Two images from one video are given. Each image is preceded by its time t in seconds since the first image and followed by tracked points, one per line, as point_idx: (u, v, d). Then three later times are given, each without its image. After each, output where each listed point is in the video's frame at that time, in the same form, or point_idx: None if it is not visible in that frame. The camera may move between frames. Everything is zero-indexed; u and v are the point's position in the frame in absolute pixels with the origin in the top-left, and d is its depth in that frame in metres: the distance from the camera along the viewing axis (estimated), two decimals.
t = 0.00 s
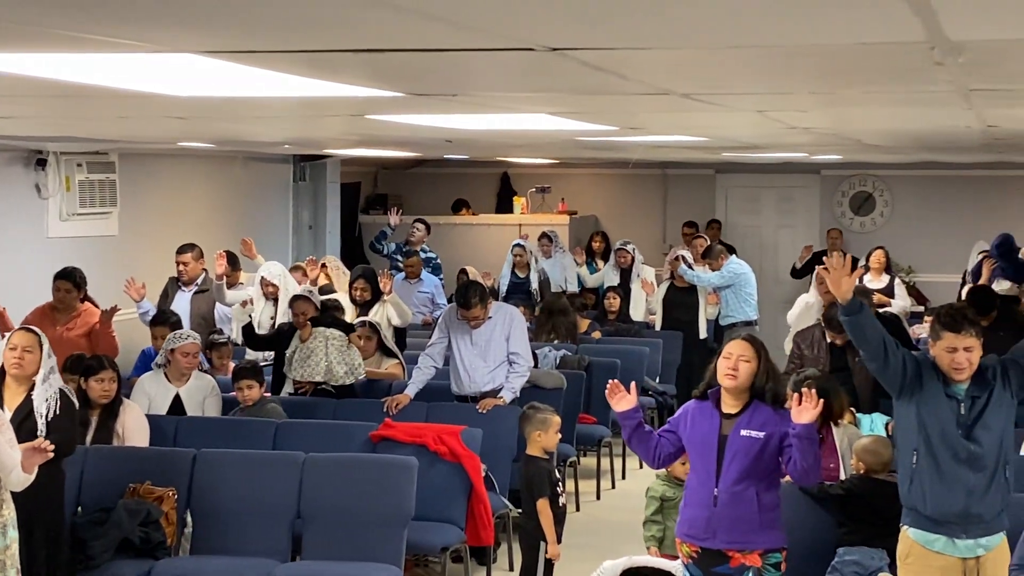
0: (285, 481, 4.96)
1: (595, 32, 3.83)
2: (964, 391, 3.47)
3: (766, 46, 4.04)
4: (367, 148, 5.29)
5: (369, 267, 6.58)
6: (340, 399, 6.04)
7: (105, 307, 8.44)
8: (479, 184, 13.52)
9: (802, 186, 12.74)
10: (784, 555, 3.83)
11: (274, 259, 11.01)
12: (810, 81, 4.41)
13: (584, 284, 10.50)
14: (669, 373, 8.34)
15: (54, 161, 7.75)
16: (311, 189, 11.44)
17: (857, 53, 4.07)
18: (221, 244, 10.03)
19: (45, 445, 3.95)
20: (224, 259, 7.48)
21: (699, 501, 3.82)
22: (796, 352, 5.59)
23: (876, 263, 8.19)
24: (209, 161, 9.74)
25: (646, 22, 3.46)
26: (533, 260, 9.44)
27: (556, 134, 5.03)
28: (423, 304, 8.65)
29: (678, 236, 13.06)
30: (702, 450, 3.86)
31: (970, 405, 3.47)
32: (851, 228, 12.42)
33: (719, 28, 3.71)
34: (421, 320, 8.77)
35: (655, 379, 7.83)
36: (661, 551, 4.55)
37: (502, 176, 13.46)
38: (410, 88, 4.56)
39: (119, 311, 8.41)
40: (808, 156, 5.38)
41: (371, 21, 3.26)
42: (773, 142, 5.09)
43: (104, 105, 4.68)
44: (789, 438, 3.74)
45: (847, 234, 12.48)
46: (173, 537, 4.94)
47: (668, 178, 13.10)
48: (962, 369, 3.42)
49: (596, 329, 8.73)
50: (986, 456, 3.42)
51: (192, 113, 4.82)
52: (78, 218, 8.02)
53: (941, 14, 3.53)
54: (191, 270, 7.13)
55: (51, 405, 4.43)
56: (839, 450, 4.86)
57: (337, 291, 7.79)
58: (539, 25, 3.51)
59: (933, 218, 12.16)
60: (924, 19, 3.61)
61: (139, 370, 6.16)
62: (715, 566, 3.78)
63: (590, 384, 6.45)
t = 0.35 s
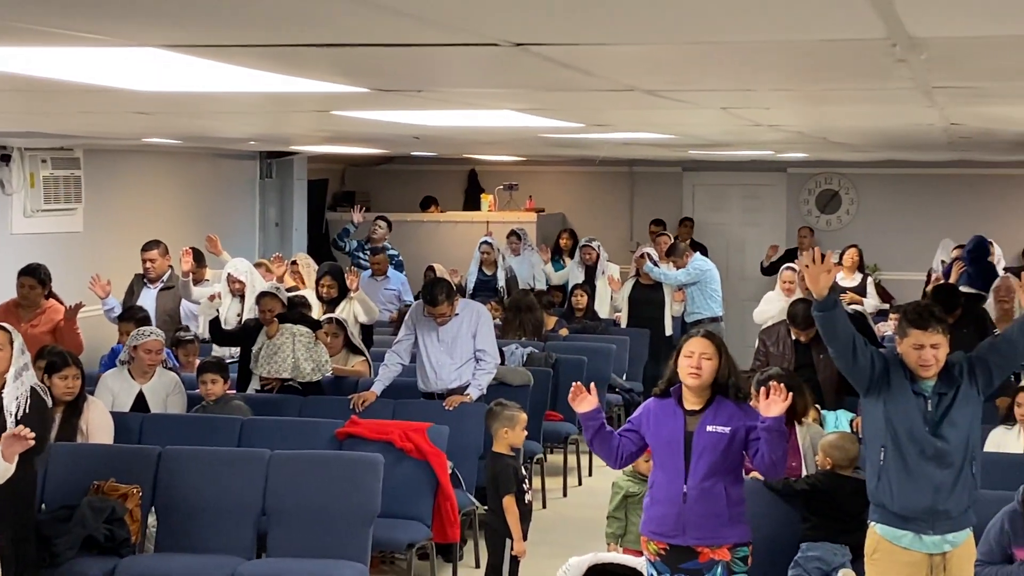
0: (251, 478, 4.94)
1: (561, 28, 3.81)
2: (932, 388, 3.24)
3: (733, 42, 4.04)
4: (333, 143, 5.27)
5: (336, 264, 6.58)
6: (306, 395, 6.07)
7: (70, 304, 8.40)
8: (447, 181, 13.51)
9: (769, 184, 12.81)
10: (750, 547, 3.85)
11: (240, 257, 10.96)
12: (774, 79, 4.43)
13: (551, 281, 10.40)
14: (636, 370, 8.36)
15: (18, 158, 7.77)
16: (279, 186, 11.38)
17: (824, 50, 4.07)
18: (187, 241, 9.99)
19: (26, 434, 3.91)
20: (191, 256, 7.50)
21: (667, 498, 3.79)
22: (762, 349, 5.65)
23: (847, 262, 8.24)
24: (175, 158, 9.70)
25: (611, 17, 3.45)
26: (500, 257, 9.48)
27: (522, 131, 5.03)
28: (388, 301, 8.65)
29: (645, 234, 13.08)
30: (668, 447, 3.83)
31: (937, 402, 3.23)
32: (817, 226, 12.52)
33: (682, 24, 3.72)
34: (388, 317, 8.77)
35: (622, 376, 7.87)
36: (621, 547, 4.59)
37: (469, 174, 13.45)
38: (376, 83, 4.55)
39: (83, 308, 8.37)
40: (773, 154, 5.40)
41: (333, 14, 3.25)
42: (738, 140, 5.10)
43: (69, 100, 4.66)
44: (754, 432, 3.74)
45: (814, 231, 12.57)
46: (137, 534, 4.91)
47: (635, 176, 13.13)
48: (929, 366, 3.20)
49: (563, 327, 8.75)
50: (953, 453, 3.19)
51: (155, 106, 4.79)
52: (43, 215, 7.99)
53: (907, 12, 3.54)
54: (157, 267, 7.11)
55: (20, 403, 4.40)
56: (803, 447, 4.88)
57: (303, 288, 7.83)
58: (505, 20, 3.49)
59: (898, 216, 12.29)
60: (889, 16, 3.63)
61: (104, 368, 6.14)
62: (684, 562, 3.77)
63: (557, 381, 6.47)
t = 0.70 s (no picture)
0: (219, 477, 4.93)
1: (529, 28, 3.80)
2: (890, 386, 3.37)
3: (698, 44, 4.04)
4: (302, 141, 5.26)
5: (304, 261, 6.58)
6: (283, 393, 6.07)
7: (36, 302, 8.36)
8: (417, 179, 13.50)
9: (738, 183, 12.86)
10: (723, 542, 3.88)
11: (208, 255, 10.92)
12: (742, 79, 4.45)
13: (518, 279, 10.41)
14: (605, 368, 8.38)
15: None
16: (248, 184, 11.26)
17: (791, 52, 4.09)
18: (154, 239, 9.94)
19: None
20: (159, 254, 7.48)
21: (643, 497, 3.79)
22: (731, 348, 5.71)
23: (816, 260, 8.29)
24: (143, 155, 9.66)
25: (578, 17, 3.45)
26: (467, 255, 9.49)
27: (490, 129, 5.03)
28: (357, 299, 8.64)
29: (614, 233, 13.10)
30: (643, 446, 3.82)
31: (896, 400, 3.36)
32: (784, 225, 12.57)
33: (649, 24, 3.73)
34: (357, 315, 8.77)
35: (591, 374, 7.88)
36: (591, 544, 4.57)
37: (439, 172, 13.44)
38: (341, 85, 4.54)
39: (49, 305, 8.33)
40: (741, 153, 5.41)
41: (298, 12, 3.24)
42: (706, 140, 5.12)
43: (34, 97, 4.64)
44: (727, 427, 3.77)
45: (782, 230, 12.62)
46: (103, 533, 4.90)
47: (605, 175, 13.14)
48: (887, 364, 3.32)
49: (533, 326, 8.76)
50: (911, 450, 3.31)
51: (122, 102, 4.77)
52: (10, 212, 7.95)
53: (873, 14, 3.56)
54: (125, 263, 7.12)
55: None
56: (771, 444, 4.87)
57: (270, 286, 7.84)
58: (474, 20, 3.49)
59: (865, 214, 12.38)
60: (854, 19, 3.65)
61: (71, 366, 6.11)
62: (661, 560, 3.76)
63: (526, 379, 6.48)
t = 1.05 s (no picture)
0: (185, 477, 4.91)
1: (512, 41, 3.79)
2: (845, 384, 3.41)
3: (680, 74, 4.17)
4: (271, 138, 5.23)
5: (274, 259, 6.55)
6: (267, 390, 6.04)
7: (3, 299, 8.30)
8: (388, 178, 13.48)
9: (707, 183, 12.91)
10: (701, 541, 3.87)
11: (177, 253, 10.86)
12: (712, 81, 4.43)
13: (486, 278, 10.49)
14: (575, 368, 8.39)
15: None
16: (216, 182, 11.22)
17: (774, 78, 4.15)
18: (122, 237, 9.90)
19: None
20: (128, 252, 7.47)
21: (621, 496, 3.78)
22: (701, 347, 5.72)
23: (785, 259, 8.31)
24: (111, 153, 9.61)
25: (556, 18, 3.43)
26: (435, 255, 9.47)
27: (461, 128, 5.01)
28: (326, 298, 8.63)
29: (584, 232, 13.12)
30: (621, 445, 3.82)
31: (850, 398, 3.40)
32: (753, 224, 12.64)
33: (618, 26, 3.71)
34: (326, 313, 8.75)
35: (561, 373, 7.89)
36: (562, 539, 4.53)
37: (409, 171, 13.43)
38: (318, 96, 4.59)
39: (16, 303, 8.28)
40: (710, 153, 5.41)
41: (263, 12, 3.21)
42: (675, 141, 5.11)
43: None
44: (703, 425, 3.78)
45: (749, 230, 12.70)
46: (71, 532, 4.88)
47: (575, 174, 13.15)
48: (841, 362, 3.36)
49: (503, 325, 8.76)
50: (866, 448, 3.34)
51: (88, 96, 4.71)
52: None
53: (851, 38, 3.72)
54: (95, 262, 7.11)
55: None
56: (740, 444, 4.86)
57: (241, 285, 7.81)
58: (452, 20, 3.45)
59: (834, 214, 12.47)
60: (835, 51, 3.84)
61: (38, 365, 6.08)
62: (639, 559, 3.77)
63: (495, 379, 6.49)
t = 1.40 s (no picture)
0: (155, 477, 4.89)
1: (488, 49, 3.76)
2: (801, 384, 3.48)
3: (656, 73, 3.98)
4: (241, 138, 5.21)
5: (244, 259, 6.52)
6: (251, 391, 5.98)
7: None
8: (358, 178, 13.46)
9: (677, 183, 12.97)
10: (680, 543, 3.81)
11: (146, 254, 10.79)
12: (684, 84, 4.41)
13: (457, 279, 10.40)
14: (545, 368, 8.40)
15: None
16: (186, 183, 11.08)
17: (741, 78, 4.01)
18: (90, 237, 9.83)
19: None
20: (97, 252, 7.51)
21: (600, 495, 3.72)
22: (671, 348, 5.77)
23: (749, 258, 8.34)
24: (79, 152, 9.54)
25: (529, 23, 3.41)
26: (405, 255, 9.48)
27: (432, 128, 5.00)
28: (296, 298, 8.62)
29: (554, 232, 13.15)
30: (600, 444, 3.77)
31: (807, 398, 3.48)
32: (723, 225, 12.75)
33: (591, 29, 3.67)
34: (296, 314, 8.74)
35: (532, 374, 7.90)
36: (527, 539, 4.54)
37: (380, 171, 13.41)
38: (287, 94, 4.40)
39: None
40: (681, 154, 5.42)
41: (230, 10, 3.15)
42: (645, 141, 5.12)
43: None
44: (683, 425, 3.72)
45: (719, 231, 12.79)
46: (38, 533, 4.86)
47: (545, 174, 13.18)
48: (798, 362, 3.43)
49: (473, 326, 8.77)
50: (822, 448, 3.42)
51: (54, 95, 4.66)
52: None
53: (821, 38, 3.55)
54: (60, 262, 7.22)
55: None
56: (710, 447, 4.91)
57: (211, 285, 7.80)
58: (425, 23, 3.42)
59: (804, 215, 12.57)
60: (804, 50, 3.68)
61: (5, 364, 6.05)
62: (617, 559, 3.70)
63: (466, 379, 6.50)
